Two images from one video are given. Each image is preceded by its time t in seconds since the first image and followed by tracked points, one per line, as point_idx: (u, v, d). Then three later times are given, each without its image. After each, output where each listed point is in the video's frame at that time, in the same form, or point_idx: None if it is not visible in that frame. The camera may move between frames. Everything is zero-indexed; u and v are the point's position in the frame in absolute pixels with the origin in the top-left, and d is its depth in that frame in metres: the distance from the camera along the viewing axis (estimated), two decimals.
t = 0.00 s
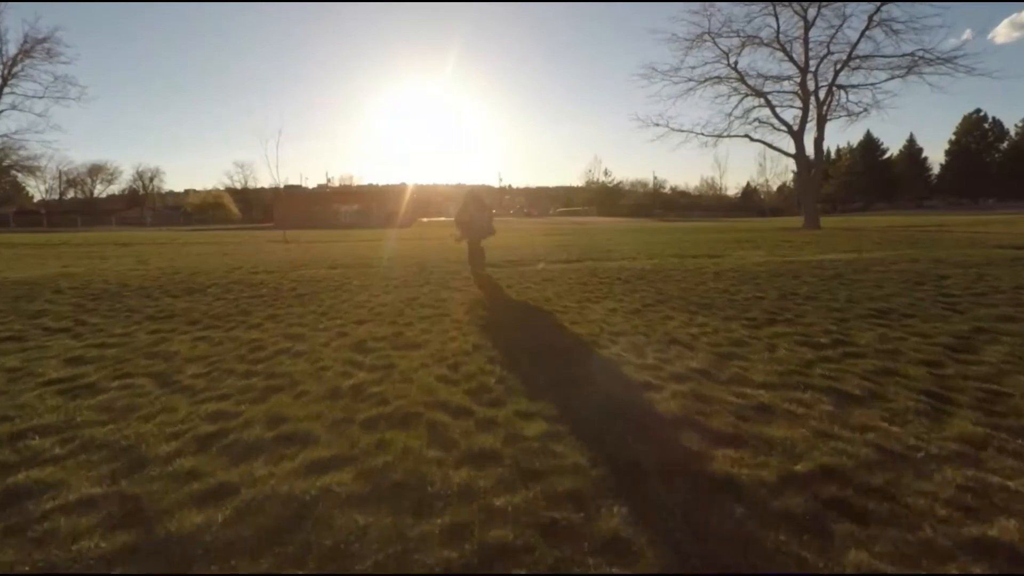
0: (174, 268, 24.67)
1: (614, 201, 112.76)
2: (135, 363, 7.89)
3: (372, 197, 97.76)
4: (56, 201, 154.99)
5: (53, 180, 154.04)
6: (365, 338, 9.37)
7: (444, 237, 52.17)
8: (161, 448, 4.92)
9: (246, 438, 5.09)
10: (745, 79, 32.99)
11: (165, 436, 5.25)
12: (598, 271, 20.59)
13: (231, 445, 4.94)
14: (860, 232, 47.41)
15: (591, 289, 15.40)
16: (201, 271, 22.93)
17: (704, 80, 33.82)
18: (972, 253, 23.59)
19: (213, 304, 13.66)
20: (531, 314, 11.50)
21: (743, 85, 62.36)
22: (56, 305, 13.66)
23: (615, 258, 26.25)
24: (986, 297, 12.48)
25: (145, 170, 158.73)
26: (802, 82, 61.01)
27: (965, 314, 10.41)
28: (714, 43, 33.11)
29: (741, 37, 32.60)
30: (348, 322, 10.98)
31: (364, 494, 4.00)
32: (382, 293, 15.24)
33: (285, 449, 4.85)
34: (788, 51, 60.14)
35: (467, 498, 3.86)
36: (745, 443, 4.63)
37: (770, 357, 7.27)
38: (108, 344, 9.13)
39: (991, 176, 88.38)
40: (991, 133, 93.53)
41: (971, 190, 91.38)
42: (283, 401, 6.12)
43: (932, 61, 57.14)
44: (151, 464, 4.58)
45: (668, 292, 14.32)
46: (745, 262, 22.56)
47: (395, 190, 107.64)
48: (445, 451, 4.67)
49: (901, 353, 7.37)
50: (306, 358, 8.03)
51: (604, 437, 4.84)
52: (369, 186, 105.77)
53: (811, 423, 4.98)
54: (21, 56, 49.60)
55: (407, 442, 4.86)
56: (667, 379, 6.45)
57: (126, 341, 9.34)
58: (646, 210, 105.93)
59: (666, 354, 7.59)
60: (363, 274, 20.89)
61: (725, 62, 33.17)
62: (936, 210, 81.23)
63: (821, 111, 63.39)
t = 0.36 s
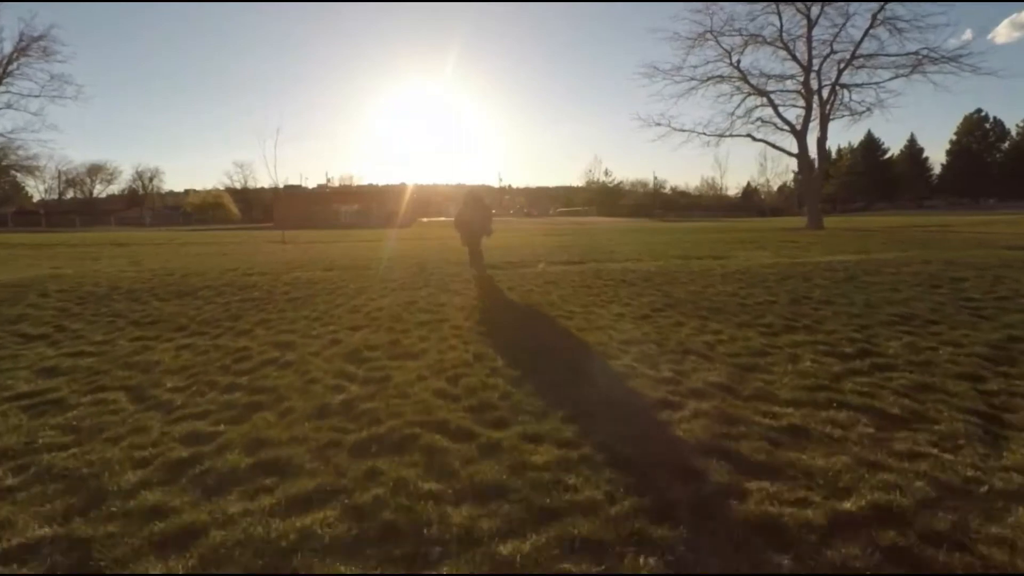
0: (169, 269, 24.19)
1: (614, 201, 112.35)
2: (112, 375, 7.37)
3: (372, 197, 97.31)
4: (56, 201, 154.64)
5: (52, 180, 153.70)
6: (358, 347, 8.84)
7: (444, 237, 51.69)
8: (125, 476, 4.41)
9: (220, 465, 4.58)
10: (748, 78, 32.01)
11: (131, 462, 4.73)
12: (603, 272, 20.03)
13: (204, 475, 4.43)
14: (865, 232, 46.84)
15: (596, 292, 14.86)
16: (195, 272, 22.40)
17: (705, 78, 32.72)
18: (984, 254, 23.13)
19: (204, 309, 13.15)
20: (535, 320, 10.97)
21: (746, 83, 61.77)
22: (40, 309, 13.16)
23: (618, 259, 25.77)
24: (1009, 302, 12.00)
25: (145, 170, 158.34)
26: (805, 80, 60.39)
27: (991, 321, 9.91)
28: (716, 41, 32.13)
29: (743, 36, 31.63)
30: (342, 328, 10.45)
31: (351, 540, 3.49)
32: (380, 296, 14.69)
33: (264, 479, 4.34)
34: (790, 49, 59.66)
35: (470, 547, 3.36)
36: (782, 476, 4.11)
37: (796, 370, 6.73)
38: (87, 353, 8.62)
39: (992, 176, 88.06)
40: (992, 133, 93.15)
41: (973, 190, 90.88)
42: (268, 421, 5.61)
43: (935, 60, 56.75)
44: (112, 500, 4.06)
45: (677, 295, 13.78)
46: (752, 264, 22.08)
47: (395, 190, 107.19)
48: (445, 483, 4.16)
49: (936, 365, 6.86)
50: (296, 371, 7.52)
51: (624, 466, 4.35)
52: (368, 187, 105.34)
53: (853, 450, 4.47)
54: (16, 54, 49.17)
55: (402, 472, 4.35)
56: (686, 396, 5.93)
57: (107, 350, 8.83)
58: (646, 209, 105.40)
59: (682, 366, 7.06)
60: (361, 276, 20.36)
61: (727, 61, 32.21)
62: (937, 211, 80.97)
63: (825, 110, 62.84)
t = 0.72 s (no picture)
0: (161, 271, 23.55)
1: (614, 200, 111.86)
2: (80, 394, 6.72)
3: (372, 197, 96.77)
4: (55, 200, 154.22)
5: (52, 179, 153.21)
6: (353, 359, 8.20)
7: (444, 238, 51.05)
8: (67, 535, 3.75)
9: (180, 512, 3.94)
10: (751, 77, 32.75)
11: (77, 518, 4.07)
12: (610, 275, 19.40)
13: (164, 528, 3.79)
14: (871, 233, 46.27)
15: (604, 296, 14.22)
16: (191, 274, 21.84)
17: (709, 78, 33.40)
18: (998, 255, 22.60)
19: (192, 315, 12.50)
20: (540, 328, 10.31)
21: (748, 82, 61.35)
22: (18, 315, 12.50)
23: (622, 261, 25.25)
24: None
25: (144, 171, 157.70)
26: (809, 79, 59.84)
27: None
28: (720, 40, 32.94)
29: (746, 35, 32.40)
30: (338, 337, 9.82)
31: None
32: (378, 301, 14.08)
33: (233, 534, 3.70)
34: (793, 47, 59.04)
35: None
36: (851, 559, 3.40)
37: (832, 390, 6.08)
38: (58, 367, 7.97)
39: (994, 176, 87.72)
40: (993, 133, 92.66)
41: (974, 189, 90.40)
42: (245, 451, 4.96)
43: (939, 58, 56.41)
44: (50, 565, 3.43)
45: (689, 300, 13.14)
46: (761, 265, 21.53)
47: (394, 189, 106.62)
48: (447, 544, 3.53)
49: (987, 383, 6.23)
50: (282, 388, 6.88)
51: (657, 525, 3.68)
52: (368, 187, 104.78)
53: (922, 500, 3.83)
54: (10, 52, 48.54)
55: (396, 525, 3.71)
56: (715, 421, 5.29)
57: (80, 363, 8.18)
58: (646, 209, 104.90)
59: (708, 385, 6.39)
60: (360, 279, 19.77)
61: (731, 59, 33.01)
62: (939, 210, 80.60)
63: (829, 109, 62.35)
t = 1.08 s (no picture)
0: (155, 274, 22.99)
1: (615, 200, 111.35)
2: (48, 413, 6.19)
3: (371, 197, 96.26)
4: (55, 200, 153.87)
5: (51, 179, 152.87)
6: (347, 372, 7.65)
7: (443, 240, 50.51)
8: None
9: None
10: (754, 76, 32.28)
11: None
12: (616, 277, 18.85)
13: None
14: (875, 234, 45.72)
15: (611, 301, 13.67)
16: (185, 277, 21.30)
17: (711, 77, 33.13)
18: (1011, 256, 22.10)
19: (180, 321, 11.97)
20: (547, 336, 9.76)
21: (751, 82, 60.79)
22: None
23: (627, 263, 24.75)
24: None
25: (144, 171, 157.21)
26: (812, 78, 59.25)
27: None
28: (721, 39, 32.42)
29: (748, 33, 31.62)
30: (333, 346, 9.28)
31: None
32: (376, 306, 13.53)
33: None
34: (796, 46, 58.44)
35: None
36: None
37: (873, 411, 5.53)
38: (29, 381, 7.45)
39: (996, 176, 87.38)
40: (995, 133, 92.11)
41: (976, 189, 89.89)
42: (223, 484, 4.44)
43: (943, 57, 56.01)
44: None
45: (701, 305, 12.58)
46: (770, 268, 21.03)
47: (395, 190, 106.07)
48: None
49: None
50: (269, 405, 6.36)
51: None
52: (368, 188, 104.28)
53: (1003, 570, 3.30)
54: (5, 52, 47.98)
55: None
56: (747, 450, 4.76)
57: (54, 375, 7.65)
58: (646, 209, 104.39)
59: (733, 405, 5.85)
60: (359, 281, 19.25)
61: (733, 58, 32.54)
62: (941, 211, 80.17)
63: (832, 108, 61.85)
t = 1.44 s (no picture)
0: (147, 276, 22.37)
1: (616, 199, 110.73)
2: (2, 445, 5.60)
3: (371, 197, 95.66)
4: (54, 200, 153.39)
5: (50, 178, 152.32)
6: (339, 392, 7.01)
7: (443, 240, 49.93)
8: None
9: None
10: (757, 75, 30.97)
11: None
12: (620, 281, 18.21)
13: None
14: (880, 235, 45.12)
15: (619, 307, 13.04)
16: (176, 280, 20.67)
17: (714, 75, 31.59)
18: None
19: (166, 330, 11.37)
20: (555, 348, 9.13)
21: (754, 81, 60.18)
22: None
23: (633, 265, 24.14)
24: None
25: (143, 171, 156.59)
26: (816, 76, 58.64)
27: None
28: (724, 38, 30.89)
29: (752, 32, 30.47)
30: (324, 359, 8.63)
31: None
32: (372, 314, 12.90)
33: None
34: (800, 44, 57.82)
35: None
36: None
37: (936, 453, 4.88)
38: None
39: (999, 177, 86.91)
40: (996, 132, 91.68)
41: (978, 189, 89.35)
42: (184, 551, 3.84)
43: (948, 56, 55.42)
44: None
45: (716, 313, 11.92)
46: (781, 271, 20.42)
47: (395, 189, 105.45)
48: None
49: None
50: (248, 433, 5.74)
51: None
52: (368, 189, 103.70)
53: None
54: None
55: None
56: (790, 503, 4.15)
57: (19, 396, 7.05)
58: (647, 209, 103.76)
59: (772, 440, 5.19)
60: (356, 285, 18.63)
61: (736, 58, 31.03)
62: (944, 212, 79.60)
63: (837, 108, 61.20)
